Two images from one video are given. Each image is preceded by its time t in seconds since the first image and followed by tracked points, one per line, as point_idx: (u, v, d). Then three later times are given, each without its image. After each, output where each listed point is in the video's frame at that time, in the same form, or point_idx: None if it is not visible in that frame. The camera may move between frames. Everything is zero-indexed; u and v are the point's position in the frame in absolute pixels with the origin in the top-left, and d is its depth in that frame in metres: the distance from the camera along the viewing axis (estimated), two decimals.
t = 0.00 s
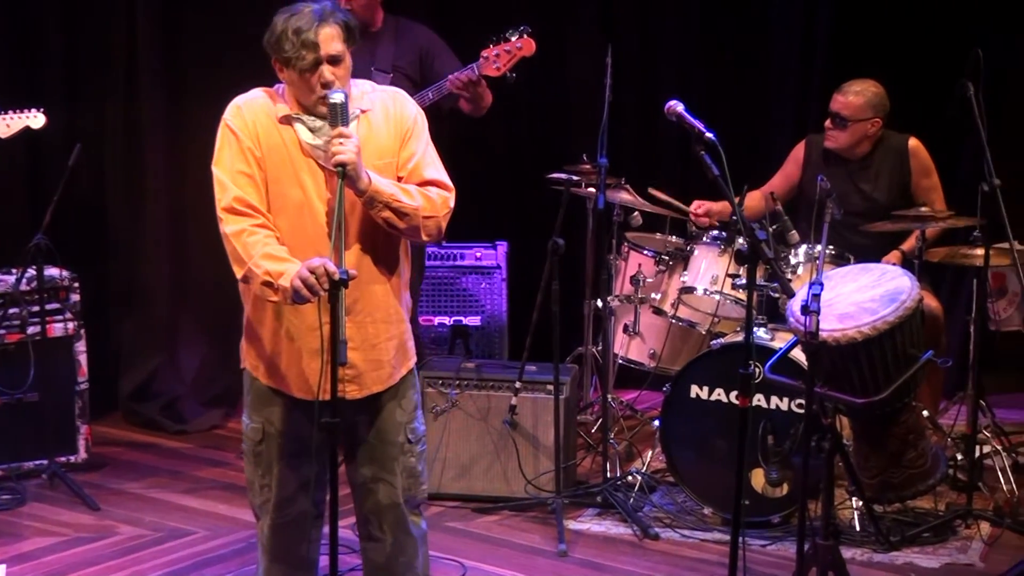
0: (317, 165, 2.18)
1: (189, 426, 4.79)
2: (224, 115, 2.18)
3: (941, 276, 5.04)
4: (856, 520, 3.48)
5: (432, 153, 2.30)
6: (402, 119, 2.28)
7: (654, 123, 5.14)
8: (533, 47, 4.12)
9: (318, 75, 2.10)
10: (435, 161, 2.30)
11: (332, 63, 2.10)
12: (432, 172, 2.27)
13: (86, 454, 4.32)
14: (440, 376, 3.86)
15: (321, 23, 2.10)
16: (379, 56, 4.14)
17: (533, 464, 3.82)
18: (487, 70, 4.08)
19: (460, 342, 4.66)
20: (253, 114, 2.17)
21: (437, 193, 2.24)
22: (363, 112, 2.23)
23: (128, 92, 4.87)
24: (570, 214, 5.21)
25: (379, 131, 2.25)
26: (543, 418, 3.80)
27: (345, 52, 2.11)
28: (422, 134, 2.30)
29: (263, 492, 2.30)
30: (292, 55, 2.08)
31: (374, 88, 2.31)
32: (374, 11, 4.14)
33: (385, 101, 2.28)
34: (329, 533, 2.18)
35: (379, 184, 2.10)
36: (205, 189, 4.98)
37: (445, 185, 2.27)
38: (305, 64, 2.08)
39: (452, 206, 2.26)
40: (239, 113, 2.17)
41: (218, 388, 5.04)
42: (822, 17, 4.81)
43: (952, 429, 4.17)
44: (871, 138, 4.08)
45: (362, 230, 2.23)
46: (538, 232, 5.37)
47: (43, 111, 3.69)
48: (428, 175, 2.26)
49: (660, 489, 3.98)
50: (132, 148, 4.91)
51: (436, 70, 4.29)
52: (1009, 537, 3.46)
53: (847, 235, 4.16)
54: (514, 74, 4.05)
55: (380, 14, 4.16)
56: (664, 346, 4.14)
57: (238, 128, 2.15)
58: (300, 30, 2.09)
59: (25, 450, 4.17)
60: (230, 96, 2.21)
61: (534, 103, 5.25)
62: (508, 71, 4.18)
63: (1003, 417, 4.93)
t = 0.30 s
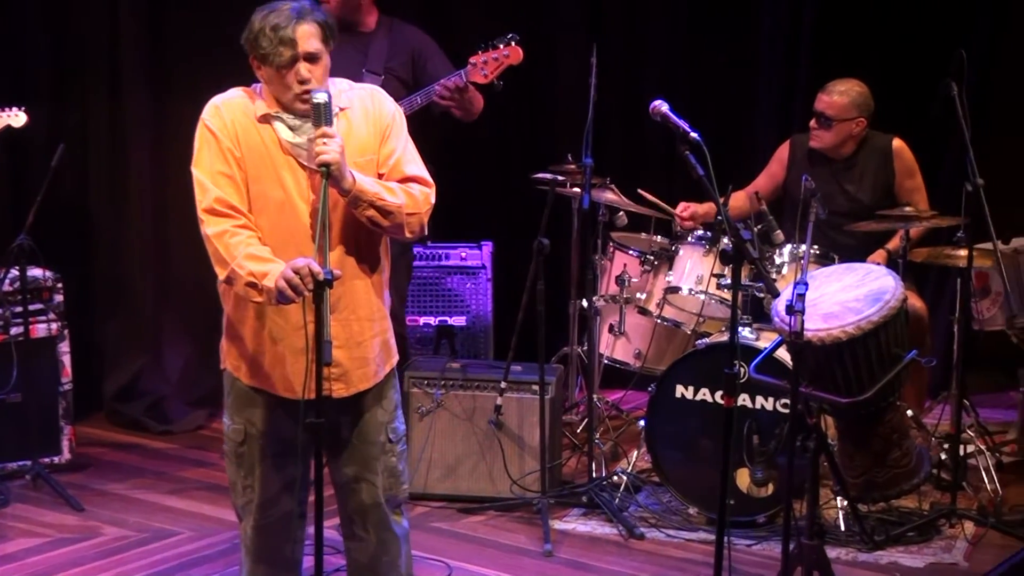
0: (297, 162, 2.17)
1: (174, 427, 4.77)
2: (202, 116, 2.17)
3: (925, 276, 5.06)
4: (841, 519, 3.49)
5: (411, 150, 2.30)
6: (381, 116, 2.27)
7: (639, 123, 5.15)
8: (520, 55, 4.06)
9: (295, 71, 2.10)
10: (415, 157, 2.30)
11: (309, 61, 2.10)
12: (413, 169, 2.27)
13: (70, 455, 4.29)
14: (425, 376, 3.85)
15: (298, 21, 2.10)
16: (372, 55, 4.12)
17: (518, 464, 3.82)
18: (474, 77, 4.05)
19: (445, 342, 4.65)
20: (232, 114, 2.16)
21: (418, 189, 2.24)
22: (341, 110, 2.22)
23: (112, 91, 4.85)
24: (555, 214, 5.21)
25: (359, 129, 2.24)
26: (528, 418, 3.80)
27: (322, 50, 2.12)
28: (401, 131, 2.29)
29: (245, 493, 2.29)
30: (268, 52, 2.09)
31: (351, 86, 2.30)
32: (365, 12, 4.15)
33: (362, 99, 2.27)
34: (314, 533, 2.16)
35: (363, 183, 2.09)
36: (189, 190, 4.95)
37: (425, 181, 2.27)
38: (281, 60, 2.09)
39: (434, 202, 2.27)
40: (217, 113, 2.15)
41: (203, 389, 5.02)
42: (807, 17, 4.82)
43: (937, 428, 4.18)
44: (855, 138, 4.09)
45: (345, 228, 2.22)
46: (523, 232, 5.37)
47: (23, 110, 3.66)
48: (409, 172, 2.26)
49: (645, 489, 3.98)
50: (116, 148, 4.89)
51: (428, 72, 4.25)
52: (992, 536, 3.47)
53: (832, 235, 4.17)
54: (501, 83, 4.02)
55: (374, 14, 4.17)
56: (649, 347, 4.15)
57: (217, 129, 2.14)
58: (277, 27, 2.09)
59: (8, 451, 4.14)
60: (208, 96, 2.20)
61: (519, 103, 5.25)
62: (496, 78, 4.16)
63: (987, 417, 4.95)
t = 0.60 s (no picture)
0: (281, 160, 2.16)
1: (161, 427, 4.75)
2: (186, 114, 2.16)
3: (912, 276, 5.07)
4: (828, 518, 3.50)
5: (395, 149, 2.30)
6: (365, 116, 2.27)
7: (627, 123, 5.15)
8: (508, 55, 4.10)
9: (283, 68, 2.10)
10: (399, 157, 2.30)
11: (295, 57, 2.11)
12: (398, 168, 2.26)
13: (57, 456, 4.27)
14: (414, 376, 3.85)
15: (283, 18, 2.12)
16: (359, 56, 4.10)
17: (507, 464, 3.82)
18: (462, 76, 4.06)
19: (433, 342, 4.65)
20: (216, 113, 2.15)
21: (403, 189, 2.23)
22: (326, 109, 2.22)
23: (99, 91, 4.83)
24: (543, 213, 5.21)
25: (343, 129, 2.23)
26: (516, 418, 3.80)
27: (307, 46, 2.13)
28: (385, 130, 2.29)
29: (231, 493, 2.28)
30: (254, 50, 2.09)
31: (334, 86, 2.29)
32: (353, 11, 4.15)
33: (347, 98, 2.27)
34: (300, 534, 2.15)
35: (351, 183, 2.08)
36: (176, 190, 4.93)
37: (410, 180, 2.27)
38: (268, 57, 2.09)
39: (418, 202, 2.26)
40: (201, 112, 2.14)
41: (191, 389, 5.00)
42: (794, 17, 4.83)
43: (924, 428, 4.19)
44: (843, 138, 4.10)
45: (329, 228, 2.22)
46: (512, 232, 5.36)
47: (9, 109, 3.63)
48: (393, 171, 2.25)
49: (634, 489, 3.98)
50: (103, 148, 4.87)
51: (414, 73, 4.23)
52: (979, 535, 3.49)
53: (818, 235, 4.17)
54: (488, 82, 4.04)
55: (362, 14, 4.17)
56: (637, 346, 4.15)
57: (201, 127, 2.13)
58: (262, 25, 2.10)
59: None
60: (192, 95, 2.19)
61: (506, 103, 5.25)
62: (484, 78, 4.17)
63: (973, 416, 4.97)
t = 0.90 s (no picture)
0: (270, 163, 2.16)
1: (150, 428, 4.73)
2: (174, 116, 2.15)
3: (901, 275, 5.09)
4: (818, 519, 3.50)
5: (383, 153, 2.30)
6: (353, 120, 2.27)
7: (616, 122, 5.15)
8: (498, 51, 4.12)
9: (264, 70, 2.10)
10: (386, 161, 2.29)
11: (279, 60, 2.10)
12: (385, 172, 2.26)
13: (46, 457, 4.25)
14: (404, 377, 3.84)
15: (269, 19, 2.10)
16: (342, 56, 4.10)
17: (497, 464, 3.81)
18: (452, 72, 4.05)
19: (423, 342, 4.65)
20: (205, 115, 2.14)
21: (391, 192, 2.23)
22: (314, 113, 2.21)
23: (87, 91, 4.81)
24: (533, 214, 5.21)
25: (330, 132, 2.22)
26: (506, 418, 3.80)
27: (293, 50, 2.11)
28: (373, 134, 2.29)
29: (218, 494, 2.27)
30: (237, 50, 2.09)
31: (323, 90, 2.29)
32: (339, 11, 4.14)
33: (335, 102, 2.26)
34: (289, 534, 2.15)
35: (340, 184, 2.08)
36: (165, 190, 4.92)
37: (398, 184, 2.26)
38: (249, 58, 2.09)
39: (406, 205, 2.26)
40: (190, 113, 2.13)
41: (180, 391, 4.99)
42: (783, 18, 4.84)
43: (913, 428, 4.20)
44: (832, 138, 4.11)
45: (316, 231, 2.21)
46: (502, 232, 5.36)
47: None
48: (381, 175, 2.25)
49: (624, 489, 3.98)
50: (92, 148, 4.84)
51: (396, 73, 4.23)
52: (968, 535, 3.50)
53: (808, 235, 4.18)
54: (479, 77, 4.04)
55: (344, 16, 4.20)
56: (627, 346, 4.16)
57: (190, 129, 2.12)
58: (247, 25, 2.09)
59: None
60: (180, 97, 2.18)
61: (495, 103, 5.25)
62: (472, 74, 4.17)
63: (962, 416, 4.99)
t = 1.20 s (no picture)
0: (256, 166, 2.15)
1: (137, 429, 4.71)
2: (159, 118, 2.13)
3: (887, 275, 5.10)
4: (805, 519, 3.50)
5: (368, 156, 2.29)
6: (338, 123, 2.26)
7: (604, 122, 5.15)
8: (482, 44, 4.09)
9: (254, 72, 2.10)
10: (372, 164, 2.29)
11: (267, 61, 2.10)
12: (371, 174, 2.25)
13: (32, 458, 4.22)
14: (391, 377, 3.83)
15: (257, 21, 2.10)
16: (320, 57, 4.13)
17: (484, 464, 3.81)
18: (435, 67, 4.05)
19: (411, 343, 4.63)
20: (190, 118, 2.13)
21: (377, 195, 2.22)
22: (300, 115, 2.21)
23: (71, 91, 4.78)
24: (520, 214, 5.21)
25: (316, 135, 2.22)
26: (494, 419, 3.79)
27: (280, 51, 2.12)
28: (358, 138, 2.28)
29: (203, 496, 2.26)
30: (226, 53, 2.08)
31: (309, 93, 2.28)
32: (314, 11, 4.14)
33: (321, 105, 2.26)
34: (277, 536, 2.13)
35: (327, 186, 2.07)
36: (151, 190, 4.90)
37: (383, 186, 2.26)
38: (240, 61, 2.08)
39: (392, 207, 2.25)
40: (175, 116, 2.12)
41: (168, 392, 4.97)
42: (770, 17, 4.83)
43: (900, 427, 4.22)
44: (818, 138, 4.12)
45: (303, 235, 2.21)
46: (489, 232, 5.36)
47: None
48: (367, 177, 2.24)
49: (612, 489, 3.99)
50: (77, 148, 4.82)
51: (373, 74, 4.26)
52: (955, 534, 3.51)
53: (795, 234, 4.19)
54: (463, 72, 4.04)
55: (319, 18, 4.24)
56: (615, 347, 4.17)
57: (176, 131, 2.11)
58: (235, 28, 2.09)
59: None
60: (165, 100, 2.17)
61: (482, 103, 5.24)
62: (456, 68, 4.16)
63: (948, 415, 5.01)
